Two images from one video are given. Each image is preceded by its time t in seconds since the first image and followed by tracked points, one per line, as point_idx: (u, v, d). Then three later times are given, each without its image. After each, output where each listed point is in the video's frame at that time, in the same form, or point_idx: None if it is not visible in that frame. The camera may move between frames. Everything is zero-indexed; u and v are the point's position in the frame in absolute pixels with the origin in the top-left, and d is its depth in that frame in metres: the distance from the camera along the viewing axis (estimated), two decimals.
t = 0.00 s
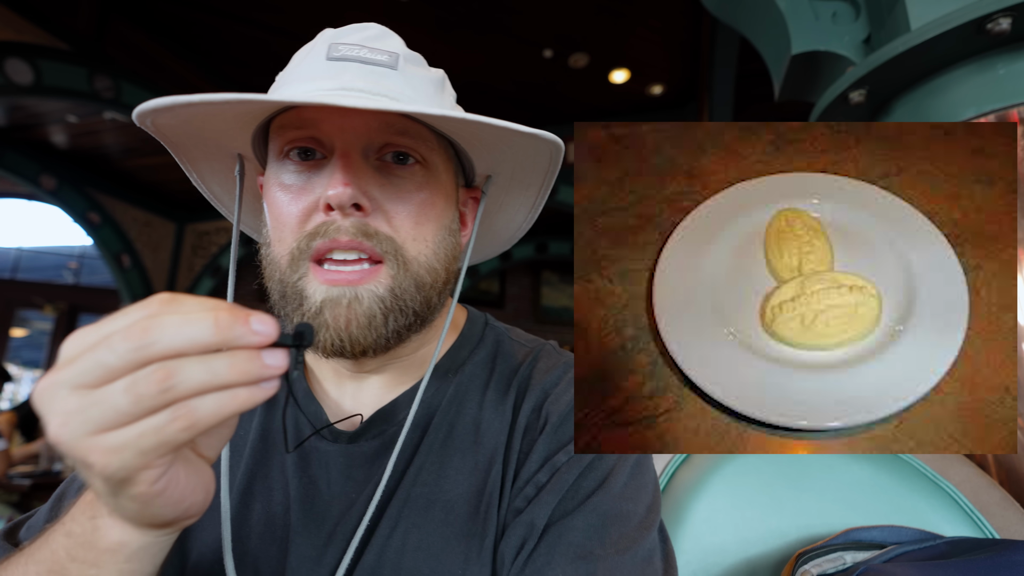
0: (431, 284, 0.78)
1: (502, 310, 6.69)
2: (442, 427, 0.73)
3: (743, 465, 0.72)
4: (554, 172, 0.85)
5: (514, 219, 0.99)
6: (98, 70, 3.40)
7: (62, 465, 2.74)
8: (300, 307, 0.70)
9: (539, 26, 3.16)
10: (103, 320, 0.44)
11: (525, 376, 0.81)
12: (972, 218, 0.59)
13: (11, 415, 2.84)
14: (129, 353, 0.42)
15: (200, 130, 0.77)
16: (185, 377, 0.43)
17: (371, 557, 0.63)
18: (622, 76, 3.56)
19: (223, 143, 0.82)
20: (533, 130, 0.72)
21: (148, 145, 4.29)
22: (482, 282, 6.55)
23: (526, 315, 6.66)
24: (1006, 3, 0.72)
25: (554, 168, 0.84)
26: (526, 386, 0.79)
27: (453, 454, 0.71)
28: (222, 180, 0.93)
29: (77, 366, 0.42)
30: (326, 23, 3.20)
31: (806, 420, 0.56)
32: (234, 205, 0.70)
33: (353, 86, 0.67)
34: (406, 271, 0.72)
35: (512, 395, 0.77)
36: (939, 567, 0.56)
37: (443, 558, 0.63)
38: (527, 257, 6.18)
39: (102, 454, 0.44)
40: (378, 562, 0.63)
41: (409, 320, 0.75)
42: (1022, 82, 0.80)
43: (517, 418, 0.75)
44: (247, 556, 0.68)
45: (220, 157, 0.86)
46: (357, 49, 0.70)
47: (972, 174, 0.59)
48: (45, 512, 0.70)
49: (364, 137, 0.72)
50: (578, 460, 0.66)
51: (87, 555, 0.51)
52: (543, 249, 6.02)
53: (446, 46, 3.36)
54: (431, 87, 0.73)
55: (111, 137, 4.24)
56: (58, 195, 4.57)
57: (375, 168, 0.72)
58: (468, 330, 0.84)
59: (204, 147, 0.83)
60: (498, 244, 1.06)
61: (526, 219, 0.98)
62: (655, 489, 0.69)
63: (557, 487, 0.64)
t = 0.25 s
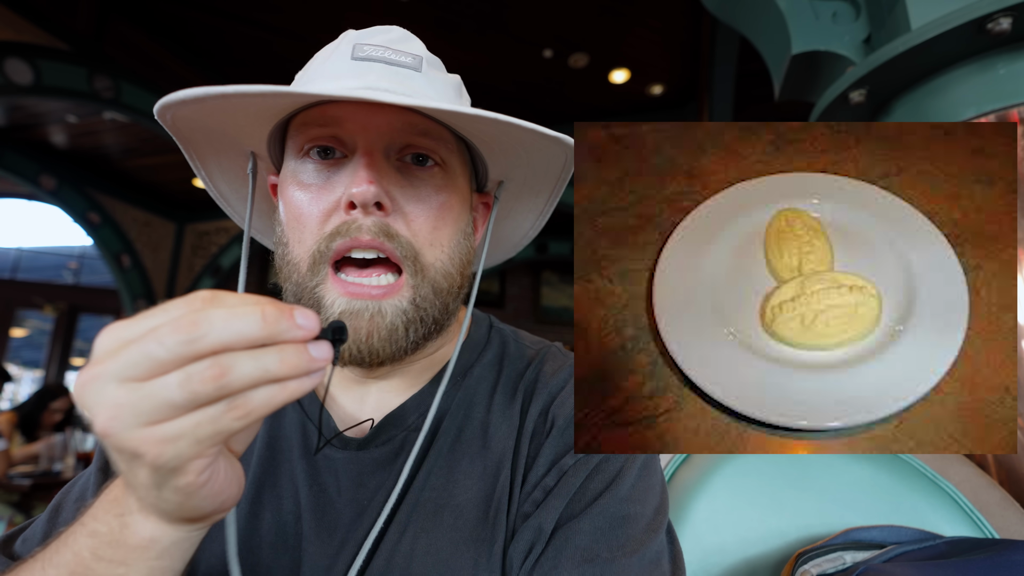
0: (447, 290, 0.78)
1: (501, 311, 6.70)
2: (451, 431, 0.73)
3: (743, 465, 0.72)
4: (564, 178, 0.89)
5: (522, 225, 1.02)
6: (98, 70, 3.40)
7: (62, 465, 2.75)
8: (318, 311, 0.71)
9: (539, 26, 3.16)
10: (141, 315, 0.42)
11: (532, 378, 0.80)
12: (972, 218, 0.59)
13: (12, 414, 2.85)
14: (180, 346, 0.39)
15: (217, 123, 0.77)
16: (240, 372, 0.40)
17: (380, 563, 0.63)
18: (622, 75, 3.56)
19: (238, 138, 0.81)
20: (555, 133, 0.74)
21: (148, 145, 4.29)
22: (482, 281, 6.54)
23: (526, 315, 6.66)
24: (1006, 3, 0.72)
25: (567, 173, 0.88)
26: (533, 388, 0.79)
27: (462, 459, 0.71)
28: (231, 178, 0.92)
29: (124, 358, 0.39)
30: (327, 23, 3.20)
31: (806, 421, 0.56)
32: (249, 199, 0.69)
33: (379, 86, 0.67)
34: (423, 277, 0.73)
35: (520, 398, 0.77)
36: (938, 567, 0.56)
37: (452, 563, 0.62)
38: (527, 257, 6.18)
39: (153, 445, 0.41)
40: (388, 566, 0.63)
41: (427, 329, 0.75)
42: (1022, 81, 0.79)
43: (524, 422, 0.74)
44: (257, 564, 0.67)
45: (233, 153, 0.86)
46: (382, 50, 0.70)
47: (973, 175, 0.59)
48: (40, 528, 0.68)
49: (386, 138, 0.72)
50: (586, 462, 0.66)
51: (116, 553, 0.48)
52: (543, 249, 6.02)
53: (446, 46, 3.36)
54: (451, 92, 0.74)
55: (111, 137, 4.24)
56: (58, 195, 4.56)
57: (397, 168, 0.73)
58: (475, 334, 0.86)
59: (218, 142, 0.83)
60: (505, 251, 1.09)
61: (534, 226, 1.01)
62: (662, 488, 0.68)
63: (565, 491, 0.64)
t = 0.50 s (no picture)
0: (452, 301, 0.78)
1: (502, 311, 6.70)
2: (446, 434, 0.73)
3: (743, 466, 0.72)
4: (571, 202, 0.90)
5: (525, 241, 1.03)
6: (98, 70, 3.40)
7: (62, 465, 2.75)
8: (324, 314, 0.71)
9: (539, 26, 3.16)
10: (141, 326, 0.41)
11: (526, 381, 0.80)
12: (972, 218, 0.59)
13: (12, 414, 2.85)
14: (181, 358, 0.38)
15: (232, 115, 0.75)
16: (242, 383, 0.40)
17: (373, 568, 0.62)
18: (622, 76, 3.56)
19: (252, 129, 0.79)
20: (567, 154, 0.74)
21: (148, 145, 4.29)
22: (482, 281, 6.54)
23: (526, 315, 6.66)
24: (1006, 3, 0.72)
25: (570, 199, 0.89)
26: (527, 392, 0.79)
27: (457, 463, 0.70)
28: (238, 169, 0.90)
29: (127, 368, 0.38)
30: (327, 23, 3.20)
31: (806, 420, 0.56)
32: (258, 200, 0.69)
33: (405, 95, 0.67)
34: (430, 288, 0.74)
35: (514, 402, 0.77)
36: (938, 567, 0.56)
37: (446, 567, 0.62)
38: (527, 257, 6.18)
39: (155, 453, 0.40)
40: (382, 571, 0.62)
41: (431, 339, 0.76)
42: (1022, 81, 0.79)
43: (518, 425, 0.74)
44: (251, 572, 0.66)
45: (244, 144, 0.83)
46: (409, 59, 0.70)
47: (972, 175, 0.59)
48: (34, 534, 0.67)
49: (407, 146, 0.72)
50: (581, 463, 0.65)
51: (114, 560, 0.46)
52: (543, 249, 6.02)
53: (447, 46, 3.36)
54: (472, 106, 0.74)
55: (111, 137, 4.23)
56: (58, 195, 4.56)
57: (413, 177, 0.73)
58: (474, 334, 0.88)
59: (230, 131, 0.80)
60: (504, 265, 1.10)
61: (535, 243, 1.03)
62: (658, 487, 0.68)
63: (559, 494, 0.63)
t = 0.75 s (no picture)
0: (461, 314, 0.78)
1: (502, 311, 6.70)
2: (443, 444, 0.74)
3: (741, 467, 0.73)
4: (576, 221, 0.90)
5: (526, 253, 1.03)
6: (98, 70, 3.40)
7: (62, 465, 2.74)
8: (334, 326, 0.69)
9: (539, 26, 3.16)
10: (129, 337, 0.38)
11: (523, 389, 0.80)
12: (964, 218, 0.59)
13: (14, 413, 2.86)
14: (171, 372, 0.36)
15: (247, 118, 0.73)
16: (233, 398, 0.38)
17: None
18: (622, 75, 3.57)
19: (264, 133, 0.77)
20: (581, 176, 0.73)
21: (148, 145, 4.29)
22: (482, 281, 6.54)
23: (526, 315, 6.67)
24: (1006, 3, 0.72)
25: (579, 217, 0.89)
26: (525, 399, 0.78)
27: (452, 471, 0.70)
28: (243, 169, 0.88)
29: (112, 383, 0.36)
30: (327, 23, 3.20)
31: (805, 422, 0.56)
32: (268, 206, 0.69)
33: (427, 108, 0.67)
34: (442, 301, 0.73)
35: (512, 409, 0.77)
36: (938, 567, 0.56)
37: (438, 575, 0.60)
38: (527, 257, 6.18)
39: (143, 469, 0.38)
40: None
41: (439, 351, 0.75)
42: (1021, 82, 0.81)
43: (515, 433, 0.74)
44: None
45: (252, 146, 0.81)
46: (430, 72, 0.70)
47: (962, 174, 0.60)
48: (26, 539, 0.65)
49: (425, 160, 0.73)
50: (577, 467, 0.61)
51: (104, 568, 0.44)
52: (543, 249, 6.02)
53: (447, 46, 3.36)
54: (489, 121, 0.74)
55: (111, 137, 4.23)
56: (58, 195, 4.56)
57: (429, 191, 0.74)
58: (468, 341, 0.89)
59: (241, 134, 0.78)
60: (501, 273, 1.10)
61: (536, 257, 1.03)
62: (653, 493, 0.63)
63: (554, 500, 0.60)
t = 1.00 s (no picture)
0: (453, 317, 0.77)
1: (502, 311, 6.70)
2: (437, 446, 0.74)
3: (741, 467, 0.73)
4: (572, 222, 0.90)
5: (523, 255, 1.03)
6: (98, 70, 3.40)
7: (62, 465, 2.73)
8: (324, 330, 0.69)
9: (539, 26, 3.16)
10: (128, 342, 0.38)
11: (517, 391, 0.80)
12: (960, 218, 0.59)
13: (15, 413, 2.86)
14: (170, 379, 0.36)
15: (237, 120, 0.73)
16: (232, 405, 0.38)
17: None
18: (622, 76, 3.57)
19: (254, 134, 0.77)
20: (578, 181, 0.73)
21: (147, 145, 4.29)
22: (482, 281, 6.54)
23: (526, 315, 6.66)
24: (1006, 4, 0.72)
25: (575, 217, 0.89)
26: (519, 401, 0.78)
27: (446, 475, 0.70)
28: (236, 170, 0.87)
29: (112, 388, 0.36)
30: (327, 23, 3.20)
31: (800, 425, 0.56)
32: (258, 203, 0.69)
33: (417, 109, 0.67)
34: (434, 304, 0.73)
35: (506, 412, 0.77)
36: (938, 567, 0.56)
37: None
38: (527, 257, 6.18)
39: (142, 474, 0.38)
40: None
41: (431, 356, 0.74)
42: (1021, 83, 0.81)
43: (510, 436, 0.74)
44: None
45: (243, 147, 0.81)
46: (422, 71, 0.70)
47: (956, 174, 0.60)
48: (17, 540, 0.64)
49: (416, 162, 0.73)
50: (572, 469, 0.61)
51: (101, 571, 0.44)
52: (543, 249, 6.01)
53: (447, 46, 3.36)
54: (483, 122, 0.74)
55: (111, 137, 4.23)
56: (58, 195, 4.56)
57: (421, 193, 0.74)
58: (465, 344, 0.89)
59: (233, 135, 0.78)
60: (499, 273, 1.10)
61: (534, 258, 1.03)
62: (648, 493, 0.63)
63: (549, 502, 0.60)
